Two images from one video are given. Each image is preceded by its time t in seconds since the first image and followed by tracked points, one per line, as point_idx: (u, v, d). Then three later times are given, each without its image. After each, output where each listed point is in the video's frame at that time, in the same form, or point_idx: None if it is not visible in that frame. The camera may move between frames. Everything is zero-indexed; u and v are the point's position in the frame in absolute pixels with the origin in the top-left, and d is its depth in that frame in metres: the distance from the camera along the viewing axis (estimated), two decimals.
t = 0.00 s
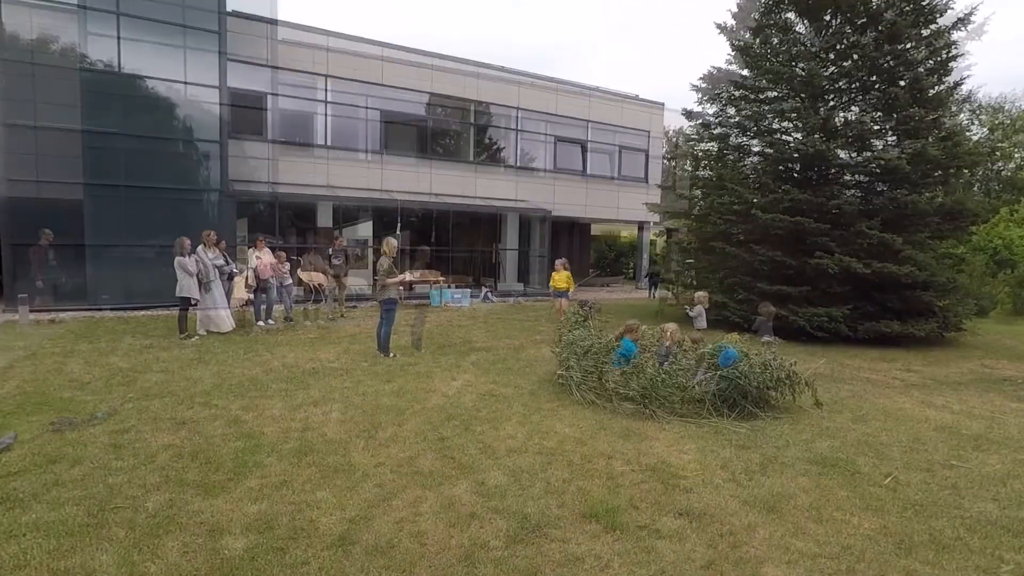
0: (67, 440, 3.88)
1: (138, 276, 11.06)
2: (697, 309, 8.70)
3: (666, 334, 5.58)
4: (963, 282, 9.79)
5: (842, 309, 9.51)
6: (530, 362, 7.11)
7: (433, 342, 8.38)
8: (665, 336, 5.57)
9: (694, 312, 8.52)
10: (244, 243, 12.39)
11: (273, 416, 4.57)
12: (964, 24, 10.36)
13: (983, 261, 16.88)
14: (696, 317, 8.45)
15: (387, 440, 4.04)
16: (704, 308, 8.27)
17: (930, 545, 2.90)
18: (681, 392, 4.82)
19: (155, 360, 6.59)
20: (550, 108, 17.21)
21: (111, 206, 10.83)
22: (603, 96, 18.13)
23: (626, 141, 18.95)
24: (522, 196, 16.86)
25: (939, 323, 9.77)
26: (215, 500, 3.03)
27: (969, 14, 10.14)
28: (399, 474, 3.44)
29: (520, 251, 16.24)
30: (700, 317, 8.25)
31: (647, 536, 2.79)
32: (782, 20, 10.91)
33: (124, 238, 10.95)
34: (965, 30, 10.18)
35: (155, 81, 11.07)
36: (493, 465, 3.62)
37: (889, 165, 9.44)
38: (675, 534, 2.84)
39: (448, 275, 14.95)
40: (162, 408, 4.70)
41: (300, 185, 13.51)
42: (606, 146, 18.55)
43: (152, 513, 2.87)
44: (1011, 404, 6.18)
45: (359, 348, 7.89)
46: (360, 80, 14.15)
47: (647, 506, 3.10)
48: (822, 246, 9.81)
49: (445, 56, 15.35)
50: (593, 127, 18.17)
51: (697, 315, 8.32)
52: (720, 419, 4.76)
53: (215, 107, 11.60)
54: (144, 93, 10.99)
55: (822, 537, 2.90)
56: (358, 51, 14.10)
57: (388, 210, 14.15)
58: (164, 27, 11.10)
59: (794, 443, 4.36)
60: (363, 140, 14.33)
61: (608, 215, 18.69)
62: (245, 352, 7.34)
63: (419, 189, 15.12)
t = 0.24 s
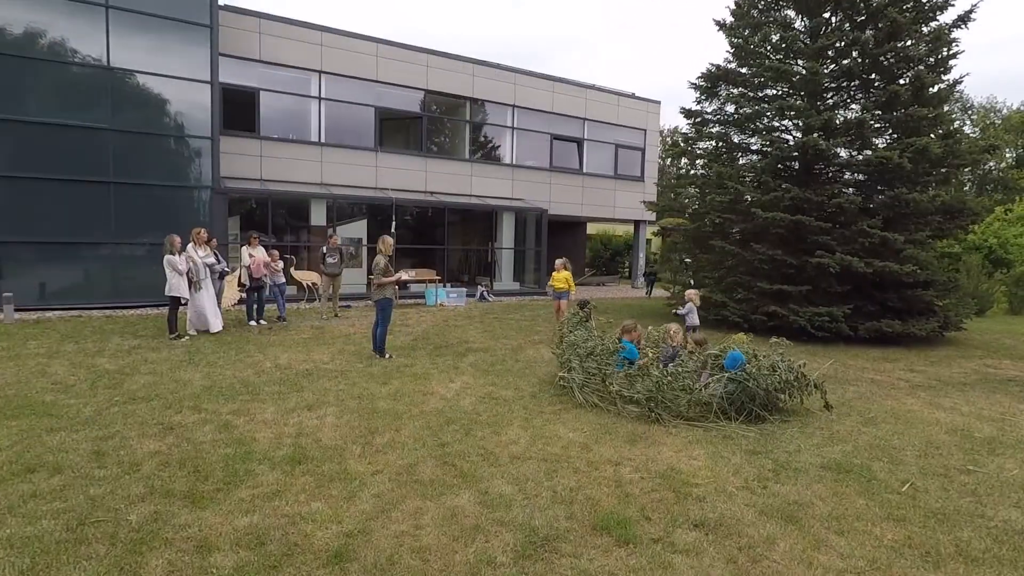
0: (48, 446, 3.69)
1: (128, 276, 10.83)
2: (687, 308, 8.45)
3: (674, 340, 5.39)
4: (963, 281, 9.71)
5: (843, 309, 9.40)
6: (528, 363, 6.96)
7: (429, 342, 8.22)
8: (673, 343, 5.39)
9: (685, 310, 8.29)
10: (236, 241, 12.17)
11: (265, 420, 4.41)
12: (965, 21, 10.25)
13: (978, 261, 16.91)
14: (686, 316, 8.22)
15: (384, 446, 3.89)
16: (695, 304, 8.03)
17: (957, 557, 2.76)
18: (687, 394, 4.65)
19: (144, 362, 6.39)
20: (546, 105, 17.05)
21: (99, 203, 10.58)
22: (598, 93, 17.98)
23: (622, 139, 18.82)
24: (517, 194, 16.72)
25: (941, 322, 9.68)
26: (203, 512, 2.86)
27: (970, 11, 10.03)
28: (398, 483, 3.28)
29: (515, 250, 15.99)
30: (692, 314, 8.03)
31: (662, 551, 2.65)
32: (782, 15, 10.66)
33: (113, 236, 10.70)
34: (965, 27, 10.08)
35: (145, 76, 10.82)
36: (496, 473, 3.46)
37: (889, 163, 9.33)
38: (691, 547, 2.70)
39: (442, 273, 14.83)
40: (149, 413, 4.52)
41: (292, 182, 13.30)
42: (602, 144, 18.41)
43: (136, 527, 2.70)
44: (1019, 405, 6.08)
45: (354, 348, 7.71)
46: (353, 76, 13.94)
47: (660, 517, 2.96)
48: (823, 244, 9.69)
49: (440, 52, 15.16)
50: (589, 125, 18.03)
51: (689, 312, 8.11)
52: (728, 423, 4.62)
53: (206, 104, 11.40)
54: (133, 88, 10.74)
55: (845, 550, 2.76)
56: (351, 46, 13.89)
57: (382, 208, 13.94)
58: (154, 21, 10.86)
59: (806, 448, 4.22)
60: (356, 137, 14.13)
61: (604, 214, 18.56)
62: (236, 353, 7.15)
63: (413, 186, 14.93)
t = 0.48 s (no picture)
0: (23, 457, 3.49)
1: (111, 275, 10.53)
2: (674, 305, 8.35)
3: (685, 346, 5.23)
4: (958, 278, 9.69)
5: (840, 307, 9.34)
6: (526, 364, 6.81)
7: (423, 343, 8.04)
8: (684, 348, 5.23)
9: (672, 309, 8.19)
10: (222, 241, 11.89)
11: (255, 427, 4.24)
12: (959, 19, 10.21)
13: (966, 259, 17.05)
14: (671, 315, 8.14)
15: (382, 454, 3.72)
16: (684, 304, 7.93)
17: (989, 567, 2.64)
18: (693, 395, 4.50)
19: (127, 365, 6.16)
20: (538, 103, 16.88)
21: (80, 200, 10.26)
22: (590, 92, 17.86)
23: (614, 138, 18.70)
24: (508, 192, 16.54)
25: (937, 320, 9.64)
26: (190, 529, 2.70)
27: (964, 9, 10.00)
28: (399, 495, 3.11)
29: (507, 249, 15.82)
30: (679, 314, 7.93)
31: (683, 564, 2.50)
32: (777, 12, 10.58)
33: (94, 234, 10.39)
34: (960, 25, 10.04)
35: (127, 70, 10.52)
36: (501, 482, 3.31)
37: (886, 161, 9.24)
38: (713, 560, 2.55)
39: (433, 273, 14.61)
40: (132, 420, 4.33)
41: (280, 180, 13.03)
42: (594, 142, 18.28)
43: (118, 547, 2.52)
44: (1022, 403, 6.02)
45: (346, 350, 7.52)
46: (342, 72, 13.69)
47: (677, 528, 2.82)
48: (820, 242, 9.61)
49: (431, 48, 14.95)
50: (581, 123, 17.89)
51: (675, 312, 7.99)
52: (735, 426, 4.48)
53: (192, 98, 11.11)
54: (115, 82, 10.44)
55: (874, 561, 2.62)
56: (340, 42, 13.64)
57: (372, 206, 13.68)
58: (137, 13, 10.57)
59: (818, 451, 4.09)
60: (345, 134, 13.88)
61: (596, 212, 18.43)
62: (224, 355, 6.94)
63: (403, 184, 14.70)
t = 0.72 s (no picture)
0: None
1: (74, 274, 10.08)
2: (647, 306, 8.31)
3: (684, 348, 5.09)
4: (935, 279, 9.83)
5: (821, 308, 9.39)
6: (511, 368, 6.67)
7: (405, 345, 7.84)
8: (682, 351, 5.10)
9: (647, 310, 8.13)
10: (193, 239, 11.48)
11: (231, 438, 4.05)
12: (936, 24, 10.34)
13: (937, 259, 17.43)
14: (644, 314, 8.09)
15: (368, 466, 3.55)
16: (656, 304, 7.89)
17: None
18: (688, 400, 4.40)
19: (92, 370, 5.85)
20: (518, 101, 16.74)
21: (41, 195, 9.78)
22: (571, 91, 17.78)
23: (594, 137, 18.65)
24: (488, 191, 16.36)
25: (915, 320, 9.76)
26: (162, 556, 2.53)
27: (942, 14, 10.13)
28: (388, 512, 2.94)
29: (487, 248, 15.64)
30: (652, 314, 7.86)
31: None
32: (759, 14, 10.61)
33: (56, 231, 9.92)
34: (937, 30, 10.17)
35: (92, 60, 10.06)
36: (495, 495, 3.16)
37: (866, 163, 9.30)
38: None
39: (412, 272, 14.35)
40: (97, 431, 4.10)
41: (254, 177, 12.65)
42: (575, 142, 18.20)
43: None
44: (1004, 403, 6.07)
45: (325, 353, 7.29)
46: (319, 67, 13.36)
47: (682, 543, 2.70)
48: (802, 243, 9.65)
49: (410, 44, 14.69)
50: (562, 122, 17.79)
51: (649, 312, 7.92)
52: (730, 431, 4.39)
53: (161, 90, 10.68)
54: (80, 72, 9.99)
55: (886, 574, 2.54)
56: (317, 36, 13.30)
57: (350, 204, 13.38)
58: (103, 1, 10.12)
59: (815, 456, 4.02)
60: (322, 130, 13.55)
61: (576, 212, 18.36)
62: (196, 359, 6.66)
63: (382, 182, 14.42)
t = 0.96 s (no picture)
0: None
1: (41, 276, 9.67)
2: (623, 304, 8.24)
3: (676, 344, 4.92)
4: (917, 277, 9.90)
5: (807, 305, 9.39)
6: (499, 369, 6.51)
7: (389, 347, 7.63)
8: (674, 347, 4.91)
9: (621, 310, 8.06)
10: (167, 239, 11.12)
11: (208, 447, 3.84)
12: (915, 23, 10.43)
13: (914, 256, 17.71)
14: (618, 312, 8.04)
15: (356, 476, 3.37)
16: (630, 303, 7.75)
17: None
18: (685, 401, 4.27)
19: (59, 377, 5.56)
20: (500, 99, 16.59)
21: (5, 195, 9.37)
22: (553, 89, 17.69)
23: (576, 136, 18.58)
24: (471, 190, 16.17)
25: (899, 317, 9.82)
26: None
27: (921, 13, 10.22)
28: (379, 527, 2.77)
29: (470, 248, 15.46)
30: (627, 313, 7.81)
31: None
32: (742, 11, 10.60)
33: (21, 232, 9.50)
34: (917, 28, 10.25)
35: (59, 54, 9.66)
36: (492, 506, 3.01)
37: (851, 160, 9.32)
38: None
39: (393, 272, 14.11)
40: (63, 442, 3.85)
41: (230, 175, 12.30)
42: (557, 140, 18.11)
43: None
44: (992, 400, 6.09)
45: (307, 355, 7.06)
46: (297, 62, 13.06)
47: (690, 555, 2.58)
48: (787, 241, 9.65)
49: (390, 40, 14.46)
50: (544, 120, 17.68)
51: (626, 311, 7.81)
52: (727, 433, 4.29)
53: (132, 86, 10.30)
54: (46, 66, 9.59)
55: None
56: (295, 31, 13.01)
57: (329, 203, 13.09)
58: None
59: (815, 458, 3.94)
60: (300, 127, 13.24)
61: (559, 211, 18.26)
62: (171, 363, 6.39)
63: (362, 181, 14.15)
